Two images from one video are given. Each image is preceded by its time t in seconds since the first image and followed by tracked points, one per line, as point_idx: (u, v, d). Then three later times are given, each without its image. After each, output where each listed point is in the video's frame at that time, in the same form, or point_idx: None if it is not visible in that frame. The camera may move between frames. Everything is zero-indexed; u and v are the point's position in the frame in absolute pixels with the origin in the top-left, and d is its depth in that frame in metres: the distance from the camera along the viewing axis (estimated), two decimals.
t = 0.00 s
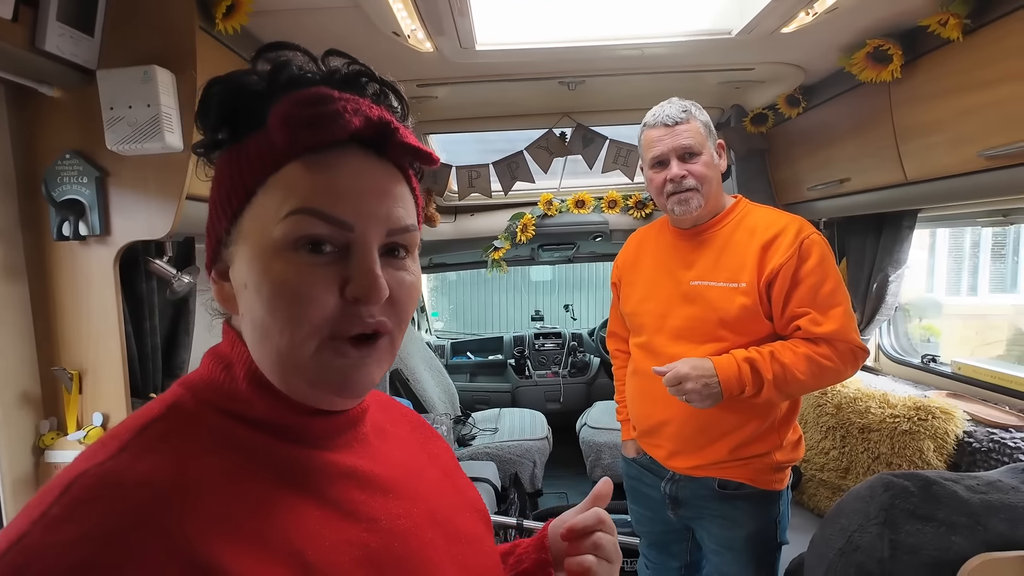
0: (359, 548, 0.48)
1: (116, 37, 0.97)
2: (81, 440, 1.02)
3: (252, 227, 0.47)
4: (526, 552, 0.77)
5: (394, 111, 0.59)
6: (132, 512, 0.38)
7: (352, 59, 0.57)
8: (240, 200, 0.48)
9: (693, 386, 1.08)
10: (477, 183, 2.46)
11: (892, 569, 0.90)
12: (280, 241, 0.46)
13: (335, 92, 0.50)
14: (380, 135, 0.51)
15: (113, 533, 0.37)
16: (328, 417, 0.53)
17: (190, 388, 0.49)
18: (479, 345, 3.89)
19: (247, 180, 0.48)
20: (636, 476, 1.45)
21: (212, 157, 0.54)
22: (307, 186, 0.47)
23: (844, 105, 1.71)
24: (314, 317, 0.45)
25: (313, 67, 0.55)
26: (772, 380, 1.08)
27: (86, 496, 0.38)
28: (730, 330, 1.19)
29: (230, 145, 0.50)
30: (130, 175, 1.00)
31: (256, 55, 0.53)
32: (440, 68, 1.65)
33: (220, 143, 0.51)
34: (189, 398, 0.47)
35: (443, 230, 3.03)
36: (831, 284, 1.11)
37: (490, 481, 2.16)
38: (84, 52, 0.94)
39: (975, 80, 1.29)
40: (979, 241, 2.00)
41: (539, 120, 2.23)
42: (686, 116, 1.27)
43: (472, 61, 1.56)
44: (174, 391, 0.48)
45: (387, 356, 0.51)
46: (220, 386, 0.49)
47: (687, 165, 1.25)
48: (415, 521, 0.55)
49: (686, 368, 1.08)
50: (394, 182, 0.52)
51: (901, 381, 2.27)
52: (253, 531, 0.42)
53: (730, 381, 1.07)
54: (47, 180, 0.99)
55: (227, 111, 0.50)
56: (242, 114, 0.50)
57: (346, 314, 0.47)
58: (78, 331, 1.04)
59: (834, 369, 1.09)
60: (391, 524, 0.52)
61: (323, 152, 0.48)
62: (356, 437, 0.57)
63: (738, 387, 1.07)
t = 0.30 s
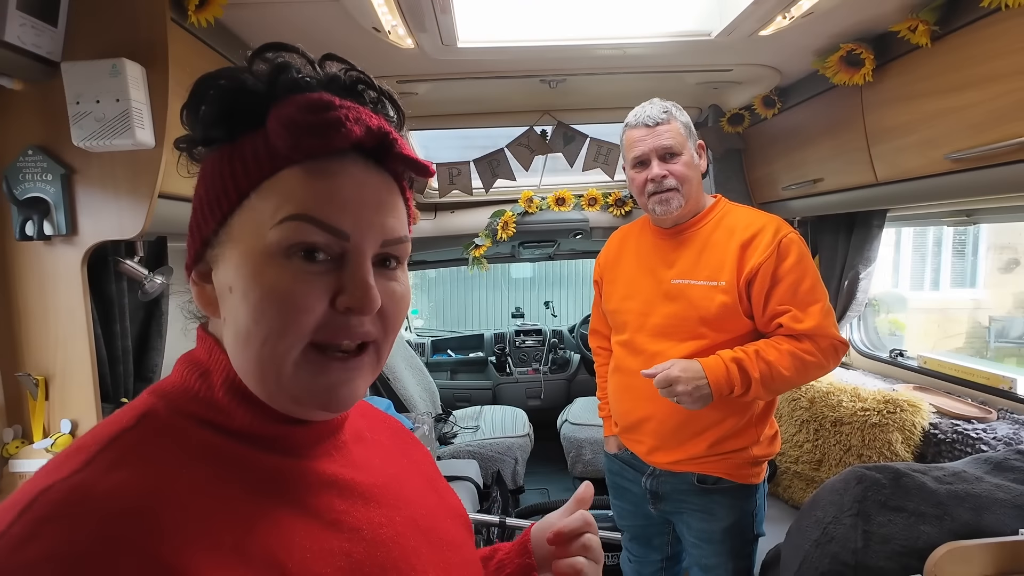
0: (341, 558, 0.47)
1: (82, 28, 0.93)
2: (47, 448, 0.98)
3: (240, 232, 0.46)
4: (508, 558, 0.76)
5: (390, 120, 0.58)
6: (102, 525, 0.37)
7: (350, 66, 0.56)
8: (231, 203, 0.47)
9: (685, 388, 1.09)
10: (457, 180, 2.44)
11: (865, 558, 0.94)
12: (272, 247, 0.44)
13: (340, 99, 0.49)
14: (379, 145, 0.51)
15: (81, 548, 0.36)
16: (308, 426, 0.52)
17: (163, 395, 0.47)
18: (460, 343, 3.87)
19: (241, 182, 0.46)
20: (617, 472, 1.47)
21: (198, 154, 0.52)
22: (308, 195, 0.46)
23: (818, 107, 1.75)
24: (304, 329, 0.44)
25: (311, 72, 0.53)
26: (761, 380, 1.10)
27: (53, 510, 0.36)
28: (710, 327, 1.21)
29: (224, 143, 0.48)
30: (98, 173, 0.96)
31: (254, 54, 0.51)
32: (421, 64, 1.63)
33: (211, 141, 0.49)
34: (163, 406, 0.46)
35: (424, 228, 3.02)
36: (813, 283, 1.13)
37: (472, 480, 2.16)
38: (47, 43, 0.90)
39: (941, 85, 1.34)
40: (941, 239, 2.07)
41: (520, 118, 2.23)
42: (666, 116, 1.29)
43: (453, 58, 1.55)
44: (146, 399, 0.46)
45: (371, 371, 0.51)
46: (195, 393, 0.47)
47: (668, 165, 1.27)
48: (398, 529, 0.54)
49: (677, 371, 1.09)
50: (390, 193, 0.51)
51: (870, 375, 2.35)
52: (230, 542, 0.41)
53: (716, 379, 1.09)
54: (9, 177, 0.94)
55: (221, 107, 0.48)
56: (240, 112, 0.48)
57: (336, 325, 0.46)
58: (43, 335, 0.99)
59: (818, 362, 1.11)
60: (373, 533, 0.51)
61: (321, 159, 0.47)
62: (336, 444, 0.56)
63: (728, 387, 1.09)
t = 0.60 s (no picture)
0: (321, 552, 0.45)
1: (64, 18, 0.91)
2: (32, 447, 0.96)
3: (321, 264, 0.44)
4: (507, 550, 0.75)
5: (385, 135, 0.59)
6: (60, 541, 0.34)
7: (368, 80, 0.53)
8: (290, 228, 0.42)
9: (669, 383, 1.10)
10: (448, 176, 2.45)
11: (848, 548, 0.96)
12: (352, 285, 0.45)
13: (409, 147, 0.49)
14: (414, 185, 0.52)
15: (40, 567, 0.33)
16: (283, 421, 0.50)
17: (120, 400, 0.44)
18: (450, 339, 3.87)
19: (314, 211, 0.43)
20: (609, 464, 1.48)
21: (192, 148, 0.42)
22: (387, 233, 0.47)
23: (805, 105, 1.78)
24: (359, 351, 0.47)
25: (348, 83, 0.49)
26: (741, 373, 1.11)
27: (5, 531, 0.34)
28: (697, 321, 1.22)
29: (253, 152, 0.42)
30: (83, 167, 0.94)
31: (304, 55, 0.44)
32: (411, 60, 1.62)
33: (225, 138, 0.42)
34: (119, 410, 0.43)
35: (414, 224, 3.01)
36: (795, 272, 1.15)
37: (463, 476, 2.17)
38: (29, 34, 0.88)
39: (924, 85, 1.36)
40: (924, 235, 2.11)
41: (510, 114, 2.23)
42: (657, 113, 1.29)
43: (443, 53, 1.54)
44: (100, 405, 0.44)
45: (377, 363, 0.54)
46: (158, 397, 0.44)
47: (658, 162, 1.28)
48: (375, 522, 0.53)
49: (661, 367, 1.09)
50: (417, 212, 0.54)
51: (855, 369, 2.39)
52: (202, 545, 0.39)
53: (709, 377, 1.11)
54: None
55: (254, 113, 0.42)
56: (268, 122, 0.42)
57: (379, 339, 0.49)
58: (27, 331, 0.98)
59: (801, 356, 1.13)
60: (351, 527, 0.50)
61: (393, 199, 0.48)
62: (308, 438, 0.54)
63: (710, 380, 1.11)
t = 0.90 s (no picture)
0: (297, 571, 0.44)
1: (39, 16, 0.89)
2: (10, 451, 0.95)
3: (201, 222, 0.42)
4: None
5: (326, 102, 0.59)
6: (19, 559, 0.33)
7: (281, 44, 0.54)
8: (170, 194, 0.42)
9: (654, 387, 1.10)
10: (441, 175, 2.43)
11: (835, 551, 0.95)
12: (245, 240, 0.42)
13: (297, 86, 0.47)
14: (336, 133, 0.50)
15: None
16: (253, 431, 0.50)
17: (81, 407, 0.43)
18: (445, 338, 3.86)
19: (186, 170, 0.42)
20: (600, 464, 1.47)
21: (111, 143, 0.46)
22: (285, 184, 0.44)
23: (797, 104, 1.76)
24: (281, 323, 0.44)
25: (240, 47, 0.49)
26: (727, 374, 1.11)
27: None
28: (683, 321, 1.21)
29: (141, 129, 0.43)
30: (62, 167, 0.93)
31: (168, 27, 0.44)
32: (399, 58, 1.61)
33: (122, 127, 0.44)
34: (82, 418, 0.42)
35: (408, 223, 3.00)
36: (780, 270, 1.14)
37: (455, 476, 2.17)
38: (5, 32, 0.87)
39: (914, 85, 1.35)
40: (920, 236, 2.10)
41: (504, 112, 2.23)
42: (644, 112, 1.28)
43: (432, 51, 1.53)
44: (61, 414, 0.42)
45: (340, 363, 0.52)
46: (123, 402, 0.43)
47: (646, 161, 1.27)
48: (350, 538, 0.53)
49: (644, 369, 1.10)
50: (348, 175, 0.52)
51: (849, 369, 2.39)
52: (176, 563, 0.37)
53: (694, 377, 1.10)
54: None
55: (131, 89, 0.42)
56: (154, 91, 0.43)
57: (314, 315, 0.46)
58: (5, 333, 0.97)
59: (788, 358, 1.12)
60: (327, 544, 0.49)
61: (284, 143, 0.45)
62: (282, 454, 0.54)
63: (695, 382, 1.10)
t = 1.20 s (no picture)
0: None
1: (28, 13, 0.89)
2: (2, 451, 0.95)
3: (119, 216, 0.46)
4: None
5: (285, 81, 0.62)
6: None
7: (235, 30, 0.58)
8: (101, 182, 0.47)
9: (654, 389, 1.08)
10: (441, 173, 2.39)
11: (836, 557, 0.93)
12: (158, 230, 0.45)
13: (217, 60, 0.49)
14: (273, 108, 0.53)
15: None
16: (226, 446, 0.53)
17: (49, 415, 0.46)
18: (448, 337, 3.85)
19: (109, 162, 0.47)
20: (599, 465, 1.46)
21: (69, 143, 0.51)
22: (197, 166, 0.47)
23: (801, 100, 1.74)
24: (209, 320, 0.45)
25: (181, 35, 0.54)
26: (727, 378, 1.09)
27: None
28: (683, 323, 1.19)
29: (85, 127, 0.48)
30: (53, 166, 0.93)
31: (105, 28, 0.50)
32: (397, 55, 1.60)
33: (70, 126, 0.49)
34: (49, 427, 0.44)
35: (409, 221, 2.98)
36: (780, 271, 1.11)
37: (455, 476, 2.16)
38: None
39: (919, 81, 1.33)
40: (929, 235, 2.07)
41: (505, 109, 2.21)
42: (643, 109, 1.26)
43: (430, 48, 1.52)
44: (30, 421, 0.45)
45: (298, 362, 0.52)
46: (88, 411, 0.47)
47: (645, 158, 1.25)
48: (331, 557, 0.57)
49: (643, 370, 1.08)
50: (291, 155, 0.54)
51: (854, 369, 2.36)
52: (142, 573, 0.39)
53: (691, 378, 1.08)
54: None
55: (76, 86, 0.47)
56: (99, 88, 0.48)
57: (248, 309, 0.47)
58: None
59: (790, 360, 1.10)
60: (302, 566, 0.53)
61: (200, 125, 0.48)
62: (261, 473, 0.58)
63: (693, 385, 1.08)
